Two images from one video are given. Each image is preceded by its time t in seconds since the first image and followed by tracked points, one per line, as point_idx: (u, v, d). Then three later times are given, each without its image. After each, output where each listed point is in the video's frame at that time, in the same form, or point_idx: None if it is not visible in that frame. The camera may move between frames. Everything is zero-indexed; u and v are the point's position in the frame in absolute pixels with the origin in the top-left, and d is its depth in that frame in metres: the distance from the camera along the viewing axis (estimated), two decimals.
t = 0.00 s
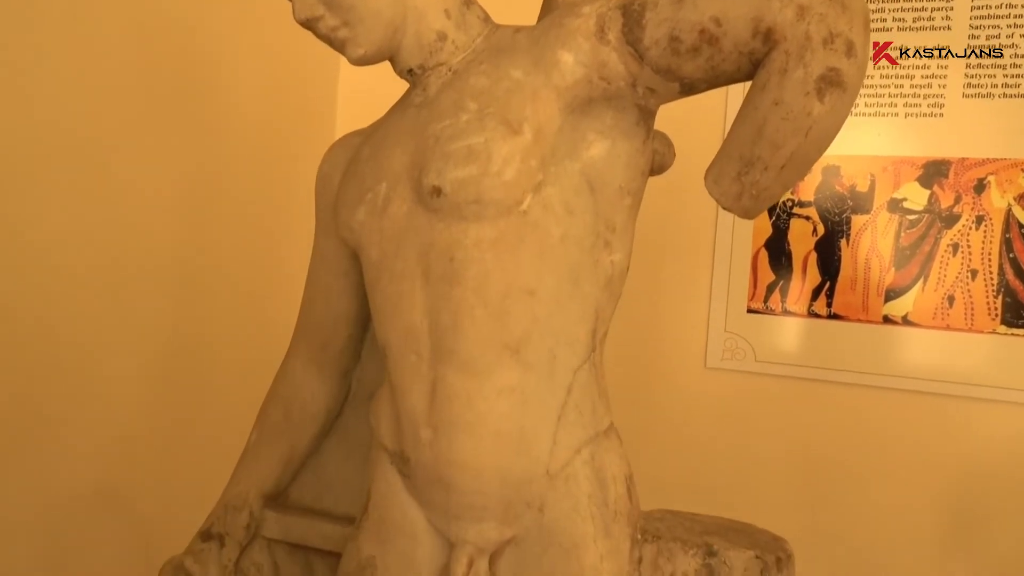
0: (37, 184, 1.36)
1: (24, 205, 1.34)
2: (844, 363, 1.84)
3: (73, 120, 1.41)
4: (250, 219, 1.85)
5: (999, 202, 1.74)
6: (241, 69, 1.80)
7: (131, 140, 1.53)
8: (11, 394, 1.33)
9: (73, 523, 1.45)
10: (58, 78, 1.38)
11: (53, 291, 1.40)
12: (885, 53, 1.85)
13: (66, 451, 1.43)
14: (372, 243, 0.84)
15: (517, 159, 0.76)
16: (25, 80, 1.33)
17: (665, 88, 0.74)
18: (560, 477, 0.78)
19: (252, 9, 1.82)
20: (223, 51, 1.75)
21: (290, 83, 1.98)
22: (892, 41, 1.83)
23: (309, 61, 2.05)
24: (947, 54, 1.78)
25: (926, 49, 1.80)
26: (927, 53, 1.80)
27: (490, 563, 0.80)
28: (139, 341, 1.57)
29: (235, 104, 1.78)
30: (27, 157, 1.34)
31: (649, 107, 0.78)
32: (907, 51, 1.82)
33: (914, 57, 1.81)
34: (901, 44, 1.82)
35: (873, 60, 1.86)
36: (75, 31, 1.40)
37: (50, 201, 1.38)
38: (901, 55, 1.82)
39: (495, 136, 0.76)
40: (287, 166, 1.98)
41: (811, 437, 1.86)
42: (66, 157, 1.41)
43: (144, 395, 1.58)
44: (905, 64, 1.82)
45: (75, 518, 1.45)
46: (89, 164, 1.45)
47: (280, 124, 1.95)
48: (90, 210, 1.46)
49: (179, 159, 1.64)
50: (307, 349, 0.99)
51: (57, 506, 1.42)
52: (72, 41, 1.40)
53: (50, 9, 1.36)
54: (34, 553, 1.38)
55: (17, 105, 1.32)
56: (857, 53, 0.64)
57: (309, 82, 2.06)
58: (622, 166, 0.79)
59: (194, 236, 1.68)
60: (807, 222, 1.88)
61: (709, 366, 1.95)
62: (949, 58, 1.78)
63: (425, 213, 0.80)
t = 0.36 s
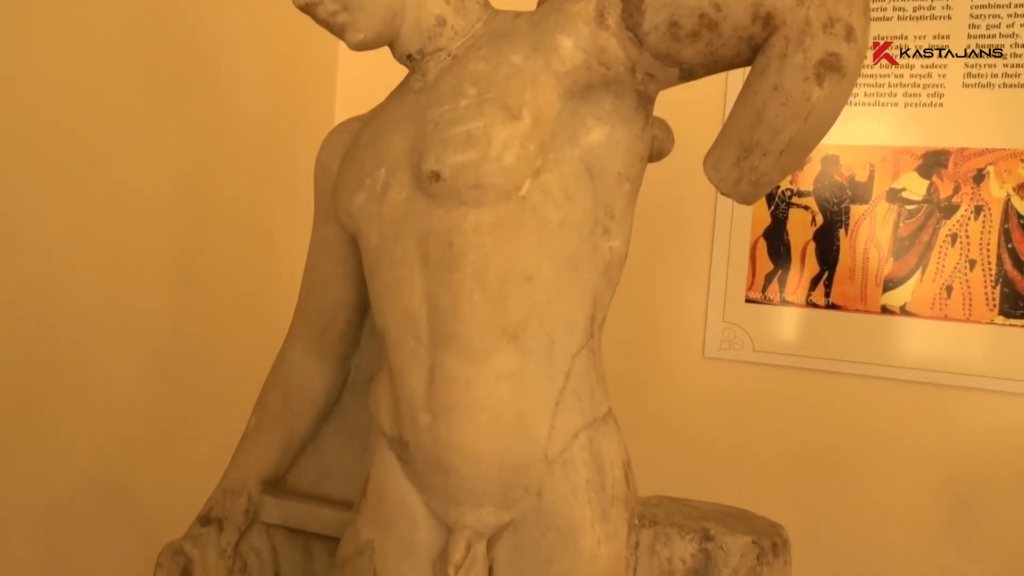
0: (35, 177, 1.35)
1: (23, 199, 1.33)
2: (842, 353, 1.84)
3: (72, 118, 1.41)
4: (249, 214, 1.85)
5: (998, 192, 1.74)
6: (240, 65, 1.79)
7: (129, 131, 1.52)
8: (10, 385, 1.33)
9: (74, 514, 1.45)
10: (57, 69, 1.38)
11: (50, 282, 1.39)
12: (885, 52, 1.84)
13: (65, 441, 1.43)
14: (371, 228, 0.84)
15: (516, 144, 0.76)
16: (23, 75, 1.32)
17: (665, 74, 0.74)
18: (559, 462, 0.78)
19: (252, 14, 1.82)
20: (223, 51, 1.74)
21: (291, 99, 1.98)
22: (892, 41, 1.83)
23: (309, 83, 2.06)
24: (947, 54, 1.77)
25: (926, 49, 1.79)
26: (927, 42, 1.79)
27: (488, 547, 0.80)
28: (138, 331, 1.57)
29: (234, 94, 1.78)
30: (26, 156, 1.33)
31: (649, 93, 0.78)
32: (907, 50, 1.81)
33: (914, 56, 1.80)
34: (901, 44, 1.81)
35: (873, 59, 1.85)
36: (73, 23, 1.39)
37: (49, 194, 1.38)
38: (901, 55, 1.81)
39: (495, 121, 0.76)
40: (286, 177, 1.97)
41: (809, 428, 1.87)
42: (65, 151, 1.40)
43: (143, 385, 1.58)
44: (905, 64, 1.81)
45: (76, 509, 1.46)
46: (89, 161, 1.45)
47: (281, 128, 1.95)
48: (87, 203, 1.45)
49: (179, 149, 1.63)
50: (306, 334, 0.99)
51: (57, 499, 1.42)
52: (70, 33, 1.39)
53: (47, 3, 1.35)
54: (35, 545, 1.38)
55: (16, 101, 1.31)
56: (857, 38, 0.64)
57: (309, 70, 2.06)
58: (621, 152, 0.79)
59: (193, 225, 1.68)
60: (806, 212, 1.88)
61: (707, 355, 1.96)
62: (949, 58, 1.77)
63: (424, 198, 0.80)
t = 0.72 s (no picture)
0: (34, 174, 1.35)
1: (21, 195, 1.33)
2: (843, 343, 1.84)
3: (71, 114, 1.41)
4: (249, 212, 1.85)
5: (999, 182, 1.74)
6: (239, 56, 1.78)
7: (128, 123, 1.52)
8: (10, 381, 1.33)
9: (75, 506, 1.46)
10: (55, 63, 1.37)
11: (47, 276, 1.39)
12: (885, 53, 1.82)
13: (67, 431, 1.43)
14: (369, 214, 0.84)
15: (514, 129, 0.76)
16: (21, 72, 1.32)
17: (663, 59, 0.76)
18: (556, 447, 0.78)
19: (252, 13, 1.81)
20: (223, 51, 1.74)
21: (290, 92, 1.97)
22: (892, 41, 1.82)
23: (308, 81, 2.05)
24: (947, 54, 1.77)
25: (926, 49, 1.78)
26: (929, 31, 1.78)
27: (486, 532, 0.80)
28: (138, 322, 1.57)
29: (234, 85, 1.77)
30: (24, 155, 1.33)
31: (647, 78, 0.79)
32: (907, 51, 1.80)
33: (914, 57, 1.79)
34: (901, 44, 1.81)
35: (873, 60, 1.83)
36: (71, 18, 1.39)
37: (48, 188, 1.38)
38: (901, 55, 1.80)
39: (493, 107, 0.76)
40: (286, 170, 1.97)
41: (808, 418, 1.88)
42: (64, 146, 1.40)
43: (144, 376, 1.58)
44: (905, 64, 1.80)
45: (76, 502, 1.46)
46: (89, 160, 1.44)
47: (279, 122, 1.94)
48: (86, 197, 1.45)
49: (178, 141, 1.63)
50: (304, 321, 0.99)
51: (58, 492, 1.42)
52: (68, 28, 1.39)
53: None
54: (37, 537, 1.39)
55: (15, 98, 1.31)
56: (856, 22, 0.64)
57: (309, 57, 2.05)
58: (619, 138, 0.79)
59: (193, 219, 1.68)
60: (807, 202, 1.88)
61: (707, 345, 1.96)
62: (949, 59, 1.76)
63: (422, 183, 0.80)
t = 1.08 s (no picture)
0: (29, 164, 1.35)
1: (17, 185, 1.33)
2: (840, 331, 1.85)
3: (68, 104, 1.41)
4: (251, 209, 1.86)
5: (997, 171, 1.74)
6: (236, 44, 1.77)
7: (125, 111, 1.51)
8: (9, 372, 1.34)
9: (74, 493, 1.46)
10: (50, 51, 1.37)
11: (44, 265, 1.39)
12: (884, 53, 1.82)
13: (65, 418, 1.44)
14: (365, 199, 0.84)
15: (509, 114, 0.76)
16: (16, 64, 1.31)
17: (659, 44, 0.77)
18: (551, 432, 0.78)
19: (252, 14, 1.81)
20: (221, 42, 1.73)
21: (288, 84, 1.97)
22: (892, 40, 1.81)
23: (309, 82, 2.06)
24: (947, 54, 1.77)
25: (926, 49, 1.78)
26: (929, 19, 1.78)
27: (482, 516, 0.81)
28: (135, 310, 1.57)
29: (230, 73, 1.76)
30: (20, 145, 1.33)
31: (643, 64, 0.79)
32: (907, 51, 1.80)
33: (914, 57, 1.79)
34: (901, 44, 1.80)
35: (873, 60, 1.83)
36: (66, 6, 1.38)
37: (45, 178, 1.38)
38: (901, 56, 1.80)
39: (489, 92, 0.76)
40: (284, 161, 1.97)
41: (804, 406, 1.88)
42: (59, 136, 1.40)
43: (141, 364, 1.59)
44: (905, 64, 1.80)
45: (75, 489, 1.46)
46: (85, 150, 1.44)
47: (277, 112, 1.94)
48: (82, 185, 1.45)
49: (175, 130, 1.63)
50: (302, 307, 1.00)
51: (56, 479, 1.43)
52: (64, 19, 1.38)
53: None
54: (36, 524, 1.39)
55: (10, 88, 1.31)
56: (851, 5, 0.64)
57: (307, 43, 2.04)
58: (615, 124, 0.79)
59: (190, 210, 1.68)
60: (804, 191, 1.88)
61: (704, 334, 1.96)
62: (949, 59, 1.76)
63: (418, 168, 0.80)
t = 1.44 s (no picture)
0: (25, 149, 1.35)
1: (13, 170, 1.33)
2: (838, 321, 1.85)
3: (63, 88, 1.40)
4: (249, 197, 1.86)
5: (996, 160, 1.74)
6: (233, 32, 1.77)
7: (122, 97, 1.51)
8: (8, 359, 1.34)
9: (73, 478, 1.47)
10: (47, 36, 1.36)
11: (41, 250, 1.39)
12: (884, 53, 1.81)
13: (63, 404, 1.44)
14: (362, 183, 0.84)
15: (506, 97, 0.76)
16: (13, 50, 1.31)
17: (656, 28, 0.77)
18: (547, 416, 0.79)
19: (250, 12, 1.81)
20: (219, 30, 1.73)
21: (286, 74, 1.97)
22: (892, 41, 1.81)
23: (310, 76, 2.06)
24: (947, 54, 1.76)
25: (926, 49, 1.78)
26: (928, 9, 1.77)
27: (478, 500, 0.81)
28: (133, 298, 1.57)
29: (228, 60, 1.76)
30: (15, 129, 1.33)
31: (640, 48, 0.79)
32: (907, 51, 1.79)
33: (914, 57, 1.79)
34: (901, 44, 1.80)
35: (872, 60, 1.82)
36: None
37: (41, 162, 1.38)
38: (901, 56, 1.80)
39: (484, 76, 0.76)
40: (282, 151, 1.97)
41: (801, 394, 1.89)
42: (56, 123, 1.40)
43: (140, 349, 1.59)
44: (905, 64, 1.79)
45: (73, 474, 1.47)
46: (81, 136, 1.44)
47: (274, 101, 1.93)
48: (79, 171, 1.44)
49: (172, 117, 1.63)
50: (299, 293, 1.00)
51: (55, 464, 1.43)
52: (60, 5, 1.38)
53: None
54: (34, 508, 1.39)
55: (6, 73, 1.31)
56: None
57: (305, 31, 2.04)
58: (612, 110, 0.79)
59: (187, 197, 1.68)
60: (803, 180, 1.88)
61: (702, 323, 1.96)
62: (949, 59, 1.76)
63: (414, 152, 0.79)
